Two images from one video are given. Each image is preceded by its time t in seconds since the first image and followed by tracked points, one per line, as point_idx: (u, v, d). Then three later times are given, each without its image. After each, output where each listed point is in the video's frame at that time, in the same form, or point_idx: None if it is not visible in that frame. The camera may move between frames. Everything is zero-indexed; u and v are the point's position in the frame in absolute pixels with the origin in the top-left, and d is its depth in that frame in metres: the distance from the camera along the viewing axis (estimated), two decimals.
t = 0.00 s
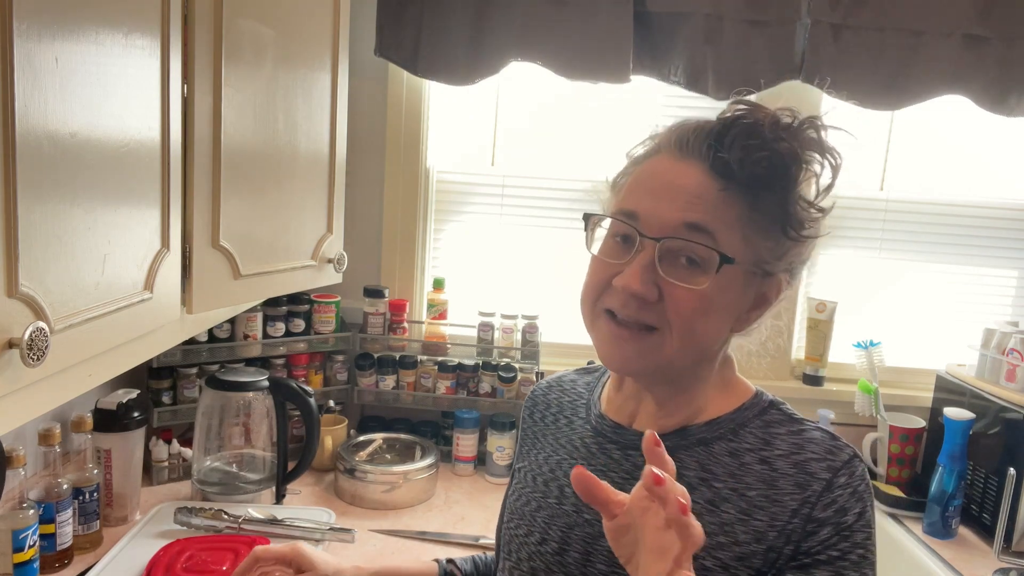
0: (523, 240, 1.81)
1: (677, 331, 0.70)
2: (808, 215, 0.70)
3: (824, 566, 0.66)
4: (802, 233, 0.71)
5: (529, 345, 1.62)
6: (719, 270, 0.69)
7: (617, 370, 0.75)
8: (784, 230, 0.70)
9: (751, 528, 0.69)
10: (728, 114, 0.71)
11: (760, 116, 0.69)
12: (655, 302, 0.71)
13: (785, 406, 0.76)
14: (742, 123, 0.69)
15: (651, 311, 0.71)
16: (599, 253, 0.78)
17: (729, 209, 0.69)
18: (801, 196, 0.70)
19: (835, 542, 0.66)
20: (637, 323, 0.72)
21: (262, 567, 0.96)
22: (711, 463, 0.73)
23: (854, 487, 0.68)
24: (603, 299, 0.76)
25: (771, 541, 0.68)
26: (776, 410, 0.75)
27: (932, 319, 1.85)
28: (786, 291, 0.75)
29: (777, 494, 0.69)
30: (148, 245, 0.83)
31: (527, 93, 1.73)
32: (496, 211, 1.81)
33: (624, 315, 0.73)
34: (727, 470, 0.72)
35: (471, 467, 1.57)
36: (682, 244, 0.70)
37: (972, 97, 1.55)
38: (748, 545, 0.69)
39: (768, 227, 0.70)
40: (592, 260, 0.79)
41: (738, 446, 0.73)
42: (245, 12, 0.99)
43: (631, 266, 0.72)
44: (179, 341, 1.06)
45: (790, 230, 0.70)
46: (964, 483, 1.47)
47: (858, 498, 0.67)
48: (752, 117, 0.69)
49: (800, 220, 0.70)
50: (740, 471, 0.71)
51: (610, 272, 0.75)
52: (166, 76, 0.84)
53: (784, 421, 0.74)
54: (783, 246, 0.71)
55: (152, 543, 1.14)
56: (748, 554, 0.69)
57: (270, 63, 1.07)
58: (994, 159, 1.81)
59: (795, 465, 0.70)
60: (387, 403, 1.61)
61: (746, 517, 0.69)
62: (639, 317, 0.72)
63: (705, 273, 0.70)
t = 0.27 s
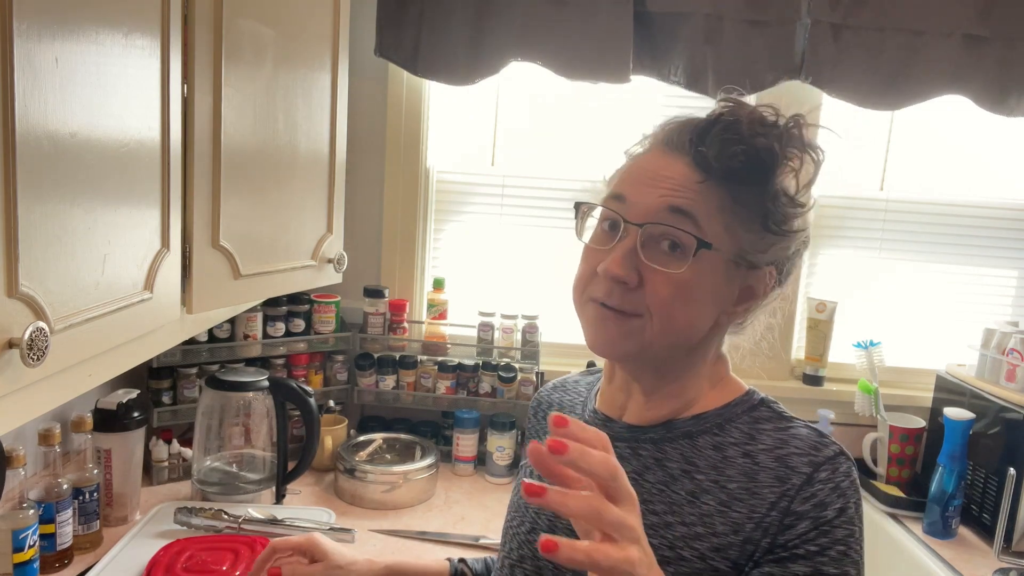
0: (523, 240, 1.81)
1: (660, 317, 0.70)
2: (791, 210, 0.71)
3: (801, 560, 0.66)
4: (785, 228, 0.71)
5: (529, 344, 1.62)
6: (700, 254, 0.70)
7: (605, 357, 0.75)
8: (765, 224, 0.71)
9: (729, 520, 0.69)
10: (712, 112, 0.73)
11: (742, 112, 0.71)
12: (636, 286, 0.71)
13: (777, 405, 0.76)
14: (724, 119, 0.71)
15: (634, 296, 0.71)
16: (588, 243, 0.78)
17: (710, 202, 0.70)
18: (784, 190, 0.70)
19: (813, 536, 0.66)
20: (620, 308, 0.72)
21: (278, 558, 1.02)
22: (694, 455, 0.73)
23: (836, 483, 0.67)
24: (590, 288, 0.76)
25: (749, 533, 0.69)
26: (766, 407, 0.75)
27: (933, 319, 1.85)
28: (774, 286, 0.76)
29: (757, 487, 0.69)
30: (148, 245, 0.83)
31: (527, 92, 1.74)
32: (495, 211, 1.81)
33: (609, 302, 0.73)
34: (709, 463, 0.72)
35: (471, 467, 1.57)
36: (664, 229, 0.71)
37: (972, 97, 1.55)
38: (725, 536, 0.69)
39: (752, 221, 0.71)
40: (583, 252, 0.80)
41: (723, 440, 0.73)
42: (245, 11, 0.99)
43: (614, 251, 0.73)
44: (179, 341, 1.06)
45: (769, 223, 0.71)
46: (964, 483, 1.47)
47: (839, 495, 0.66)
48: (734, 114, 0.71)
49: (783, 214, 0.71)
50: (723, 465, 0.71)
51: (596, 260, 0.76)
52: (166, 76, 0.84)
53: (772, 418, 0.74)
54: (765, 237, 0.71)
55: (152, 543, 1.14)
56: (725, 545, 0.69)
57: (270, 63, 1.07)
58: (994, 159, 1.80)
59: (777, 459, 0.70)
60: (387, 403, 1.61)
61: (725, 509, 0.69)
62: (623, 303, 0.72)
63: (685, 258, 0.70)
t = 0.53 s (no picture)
0: (523, 240, 1.81)
1: (675, 320, 0.71)
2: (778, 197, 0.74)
3: (792, 550, 0.65)
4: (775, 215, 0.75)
5: (529, 344, 1.62)
6: (713, 253, 0.71)
7: (618, 361, 0.75)
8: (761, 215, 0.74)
9: (720, 511, 0.69)
10: (697, 110, 0.73)
11: (728, 110, 0.72)
12: (653, 291, 0.71)
13: (772, 401, 0.76)
14: (713, 118, 0.71)
15: (648, 302, 0.71)
16: (590, 252, 0.78)
17: (714, 201, 0.72)
18: (772, 181, 0.73)
19: (804, 526, 0.65)
20: (636, 314, 0.72)
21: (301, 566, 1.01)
22: (687, 449, 0.73)
23: (827, 473, 0.66)
24: (599, 296, 0.75)
25: (740, 524, 0.68)
26: (762, 403, 0.75)
27: (933, 319, 1.85)
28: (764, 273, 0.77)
29: (748, 478, 0.69)
30: (148, 245, 0.83)
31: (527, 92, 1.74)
32: (496, 211, 1.81)
33: (623, 310, 0.72)
34: (702, 456, 0.72)
35: (471, 467, 1.57)
36: (673, 232, 0.71)
37: (972, 97, 1.55)
38: (715, 527, 0.69)
39: (747, 212, 0.73)
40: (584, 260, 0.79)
41: (717, 434, 0.73)
42: (244, 11, 0.99)
43: (625, 258, 0.72)
44: (178, 342, 1.06)
45: (765, 213, 0.74)
46: (964, 483, 1.47)
47: (830, 485, 0.65)
48: (721, 111, 0.72)
49: (772, 203, 0.74)
50: (715, 458, 0.71)
51: (603, 267, 0.75)
52: (166, 76, 0.84)
53: (767, 413, 0.74)
54: (759, 227, 0.74)
55: (152, 544, 1.14)
56: (716, 536, 0.68)
57: (270, 64, 1.07)
58: (994, 159, 1.80)
59: (769, 451, 0.70)
60: (387, 403, 1.61)
61: (716, 500, 0.69)
62: (638, 309, 0.71)
63: (697, 258, 0.71)
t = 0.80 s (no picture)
0: (523, 240, 1.81)
1: (670, 309, 0.71)
2: (764, 192, 0.75)
3: (785, 536, 0.64)
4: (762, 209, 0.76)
5: (529, 345, 1.62)
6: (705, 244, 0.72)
7: (612, 353, 0.76)
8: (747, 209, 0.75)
9: (713, 501, 0.68)
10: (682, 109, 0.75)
11: (711, 107, 0.73)
12: (647, 282, 0.71)
13: (760, 393, 0.76)
14: (698, 115, 0.73)
15: (641, 293, 0.72)
16: (581, 249, 0.78)
17: (700, 194, 0.73)
18: (757, 175, 0.75)
19: (797, 513, 0.64)
20: (631, 306, 0.73)
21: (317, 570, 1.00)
22: (679, 441, 0.73)
23: (818, 459, 0.66)
24: (593, 292, 0.76)
25: (733, 513, 0.68)
26: (749, 395, 0.75)
27: (932, 319, 1.85)
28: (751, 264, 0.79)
29: (740, 468, 0.69)
30: (148, 245, 0.83)
31: (527, 92, 1.74)
32: (495, 211, 1.81)
33: (617, 303, 0.73)
34: (694, 448, 0.72)
35: (471, 467, 1.57)
36: (665, 224, 0.72)
37: (972, 97, 1.55)
38: (709, 517, 0.68)
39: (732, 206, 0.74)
40: (576, 258, 0.79)
41: (707, 426, 0.73)
42: (244, 11, 0.99)
43: (619, 251, 0.73)
44: (178, 342, 1.06)
45: (752, 206, 0.75)
46: (964, 483, 1.47)
47: (821, 471, 0.65)
48: (705, 109, 0.73)
49: (759, 197, 0.75)
50: (707, 449, 0.71)
51: (597, 263, 0.76)
52: (166, 76, 0.84)
53: (755, 405, 0.74)
54: (746, 220, 0.75)
55: (152, 544, 1.14)
56: (711, 526, 0.68)
57: (270, 64, 1.07)
58: (994, 159, 1.80)
59: (760, 440, 0.69)
60: (387, 403, 1.61)
61: (709, 491, 0.69)
62: (631, 301, 0.72)
63: (690, 248, 0.72)
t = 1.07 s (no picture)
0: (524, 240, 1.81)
1: (652, 305, 0.72)
2: (725, 188, 0.78)
3: (773, 525, 0.65)
4: (723, 205, 0.78)
5: (529, 345, 1.62)
6: (678, 244, 0.72)
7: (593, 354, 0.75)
8: (713, 205, 0.77)
9: (699, 496, 0.69)
10: (645, 110, 0.76)
11: (674, 107, 0.75)
12: (630, 281, 0.71)
13: (725, 380, 0.78)
14: (662, 116, 0.75)
15: (624, 292, 0.71)
16: (555, 252, 0.77)
17: (672, 189, 0.74)
18: (720, 172, 0.77)
19: (781, 500, 0.65)
20: (613, 306, 0.72)
21: None
22: (658, 440, 0.73)
23: (794, 444, 0.67)
24: (573, 294, 0.75)
25: (720, 506, 0.68)
26: (717, 383, 0.76)
27: (932, 319, 1.85)
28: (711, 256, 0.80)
29: (721, 461, 0.69)
30: (148, 245, 0.83)
31: (527, 92, 1.74)
32: (496, 211, 1.81)
33: (599, 303, 0.73)
34: (673, 445, 0.72)
35: (471, 467, 1.57)
36: (641, 223, 0.73)
37: (971, 97, 1.55)
38: (698, 513, 0.69)
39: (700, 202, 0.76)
40: (548, 261, 0.78)
41: (682, 422, 0.73)
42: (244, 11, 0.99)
43: (601, 251, 0.73)
44: (179, 342, 1.06)
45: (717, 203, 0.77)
46: (965, 483, 1.47)
47: (798, 455, 0.67)
48: (669, 109, 0.75)
49: (722, 193, 0.77)
50: (686, 445, 0.72)
51: (575, 266, 0.75)
52: (166, 76, 0.84)
53: (723, 393, 0.75)
54: (711, 215, 0.77)
55: (152, 544, 1.14)
56: (700, 521, 0.69)
57: (270, 64, 1.07)
58: (993, 158, 1.80)
59: (736, 431, 0.70)
60: (387, 403, 1.61)
61: (694, 487, 0.69)
62: (612, 301, 0.72)
63: (667, 244, 0.73)
